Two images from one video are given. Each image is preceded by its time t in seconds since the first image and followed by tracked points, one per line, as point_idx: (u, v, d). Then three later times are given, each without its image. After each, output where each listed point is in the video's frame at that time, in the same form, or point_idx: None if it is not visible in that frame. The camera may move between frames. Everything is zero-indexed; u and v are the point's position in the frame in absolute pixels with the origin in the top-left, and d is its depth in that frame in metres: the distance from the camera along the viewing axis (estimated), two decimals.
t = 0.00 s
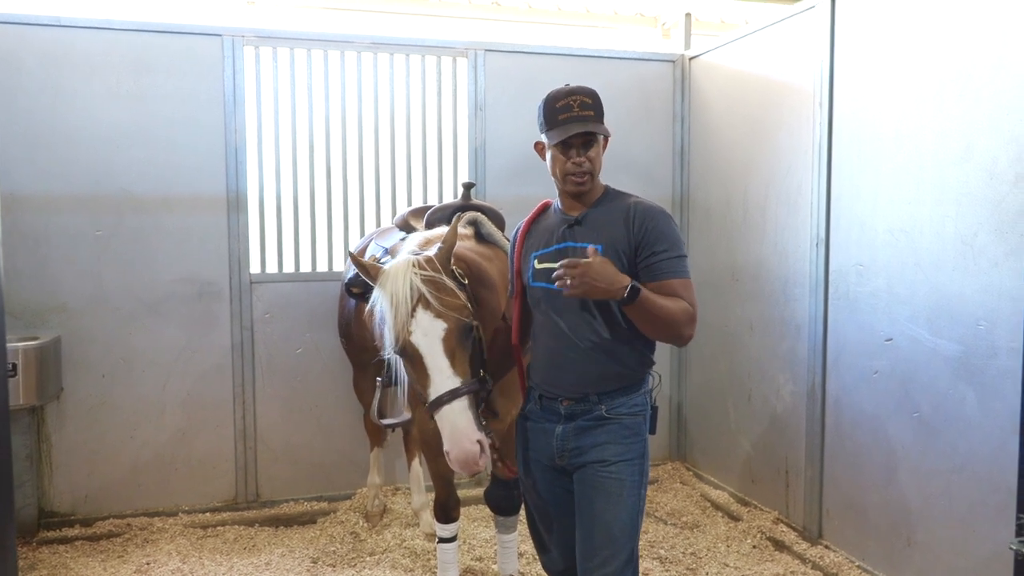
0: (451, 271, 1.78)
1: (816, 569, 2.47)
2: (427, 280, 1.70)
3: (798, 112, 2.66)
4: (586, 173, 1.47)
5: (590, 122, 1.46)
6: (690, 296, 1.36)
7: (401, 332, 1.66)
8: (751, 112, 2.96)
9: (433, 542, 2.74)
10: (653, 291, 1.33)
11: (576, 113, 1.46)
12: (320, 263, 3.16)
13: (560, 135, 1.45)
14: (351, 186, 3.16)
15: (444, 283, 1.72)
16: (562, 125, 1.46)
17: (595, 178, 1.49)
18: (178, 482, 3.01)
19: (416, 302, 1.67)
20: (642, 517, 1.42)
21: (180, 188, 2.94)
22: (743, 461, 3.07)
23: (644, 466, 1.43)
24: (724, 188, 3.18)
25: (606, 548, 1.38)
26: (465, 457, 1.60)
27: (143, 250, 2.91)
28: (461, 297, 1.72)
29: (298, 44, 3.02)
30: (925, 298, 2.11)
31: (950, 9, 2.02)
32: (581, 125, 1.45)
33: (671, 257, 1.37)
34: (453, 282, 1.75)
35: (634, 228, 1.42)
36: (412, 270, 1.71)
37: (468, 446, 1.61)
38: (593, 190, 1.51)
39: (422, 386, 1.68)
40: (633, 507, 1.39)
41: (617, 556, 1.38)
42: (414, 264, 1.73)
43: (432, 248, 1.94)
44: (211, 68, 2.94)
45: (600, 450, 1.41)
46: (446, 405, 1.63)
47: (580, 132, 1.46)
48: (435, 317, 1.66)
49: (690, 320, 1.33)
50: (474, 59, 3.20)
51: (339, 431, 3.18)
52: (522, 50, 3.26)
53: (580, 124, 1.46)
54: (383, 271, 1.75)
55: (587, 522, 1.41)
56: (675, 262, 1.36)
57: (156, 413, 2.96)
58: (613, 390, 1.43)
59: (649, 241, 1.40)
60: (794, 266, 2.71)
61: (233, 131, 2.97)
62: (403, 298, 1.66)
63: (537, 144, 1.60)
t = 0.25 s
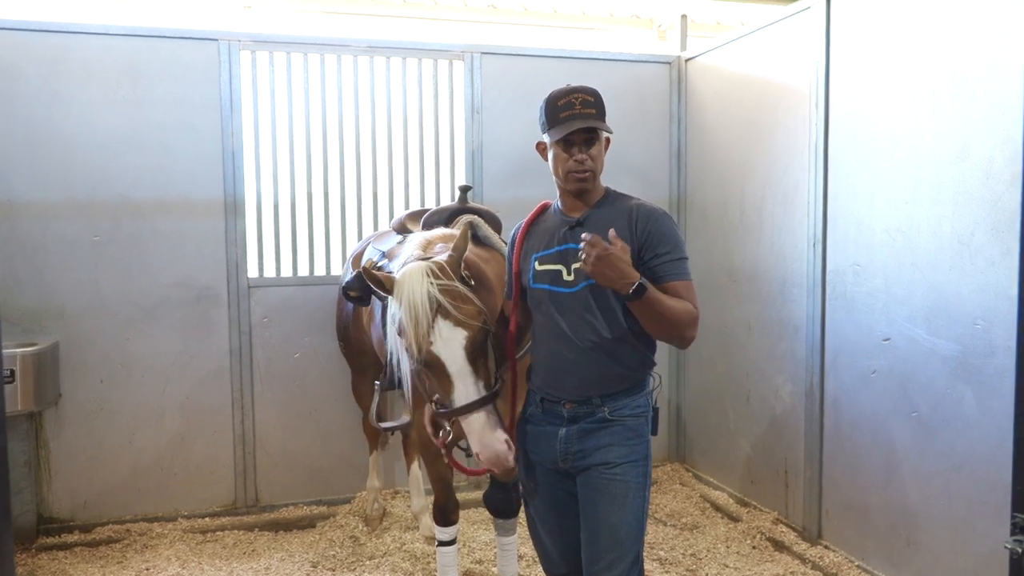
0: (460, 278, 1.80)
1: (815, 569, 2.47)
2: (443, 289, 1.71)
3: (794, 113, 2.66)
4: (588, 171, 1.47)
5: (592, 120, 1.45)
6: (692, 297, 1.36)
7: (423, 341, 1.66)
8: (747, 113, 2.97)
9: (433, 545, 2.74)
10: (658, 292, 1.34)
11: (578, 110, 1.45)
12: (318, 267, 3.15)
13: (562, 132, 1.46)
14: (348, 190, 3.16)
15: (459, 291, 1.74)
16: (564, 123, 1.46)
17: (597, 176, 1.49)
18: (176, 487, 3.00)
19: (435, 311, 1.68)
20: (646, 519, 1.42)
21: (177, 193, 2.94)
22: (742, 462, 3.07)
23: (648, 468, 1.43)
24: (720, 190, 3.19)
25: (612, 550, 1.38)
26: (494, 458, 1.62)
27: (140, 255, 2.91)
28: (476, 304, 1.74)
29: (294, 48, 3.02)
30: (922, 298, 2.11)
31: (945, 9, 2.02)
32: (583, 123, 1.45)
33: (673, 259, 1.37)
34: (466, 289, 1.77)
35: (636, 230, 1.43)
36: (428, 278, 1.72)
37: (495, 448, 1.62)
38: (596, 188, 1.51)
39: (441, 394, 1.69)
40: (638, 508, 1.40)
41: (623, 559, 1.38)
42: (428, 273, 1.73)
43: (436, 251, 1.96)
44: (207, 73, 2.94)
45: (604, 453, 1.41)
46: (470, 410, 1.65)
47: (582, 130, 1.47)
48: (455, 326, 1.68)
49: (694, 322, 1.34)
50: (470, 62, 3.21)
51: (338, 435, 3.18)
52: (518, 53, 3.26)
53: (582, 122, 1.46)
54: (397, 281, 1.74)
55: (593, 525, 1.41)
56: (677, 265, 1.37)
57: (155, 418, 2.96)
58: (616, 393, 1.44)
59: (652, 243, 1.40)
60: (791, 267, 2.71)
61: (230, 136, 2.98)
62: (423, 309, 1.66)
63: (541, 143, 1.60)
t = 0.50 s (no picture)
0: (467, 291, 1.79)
1: (814, 571, 2.47)
2: (450, 307, 1.71)
3: (791, 114, 2.67)
4: (589, 172, 1.47)
5: (593, 122, 1.46)
6: (690, 301, 1.36)
7: (431, 360, 1.67)
8: (744, 115, 2.97)
9: (431, 548, 2.73)
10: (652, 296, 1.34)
11: (580, 113, 1.46)
12: (316, 269, 3.15)
13: (563, 134, 1.46)
14: (346, 192, 3.16)
15: (466, 307, 1.73)
16: (566, 125, 1.46)
17: (597, 178, 1.49)
18: (174, 490, 3.00)
19: (443, 329, 1.68)
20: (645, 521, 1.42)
21: (174, 195, 2.94)
22: (741, 463, 3.07)
23: (647, 470, 1.43)
24: (718, 191, 3.19)
25: (612, 552, 1.38)
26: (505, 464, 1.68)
27: (138, 257, 2.91)
28: (484, 319, 1.73)
29: (292, 50, 3.02)
30: (920, 299, 2.11)
31: (942, 10, 2.02)
32: (585, 125, 1.46)
33: (672, 262, 1.37)
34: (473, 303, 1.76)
35: (636, 233, 1.43)
36: (435, 296, 1.71)
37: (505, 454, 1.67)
38: (596, 190, 1.51)
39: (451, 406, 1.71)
40: (637, 510, 1.40)
41: (622, 560, 1.38)
42: (435, 290, 1.73)
43: (438, 259, 1.93)
44: (205, 75, 2.94)
45: (602, 455, 1.41)
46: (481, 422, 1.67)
47: (583, 132, 1.47)
48: (462, 344, 1.68)
49: (690, 325, 1.34)
50: (468, 64, 3.21)
51: (336, 437, 3.17)
52: (515, 55, 3.27)
53: (584, 124, 1.46)
54: (404, 298, 1.73)
55: (592, 527, 1.41)
56: (676, 268, 1.36)
57: (153, 421, 2.96)
58: (614, 395, 1.44)
59: (651, 246, 1.40)
60: (789, 269, 2.72)
61: (228, 138, 2.97)
62: (431, 327, 1.66)
63: (541, 144, 1.60)
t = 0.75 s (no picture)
0: (466, 303, 1.78)
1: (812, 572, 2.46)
2: (450, 321, 1.70)
3: (790, 116, 2.67)
4: (586, 168, 1.48)
5: (590, 118, 1.46)
6: (689, 305, 1.35)
7: (431, 375, 1.67)
8: (743, 117, 2.97)
9: (429, 549, 2.73)
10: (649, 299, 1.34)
11: (577, 109, 1.46)
12: (314, 269, 3.15)
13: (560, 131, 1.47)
14: (345, 192, 3.16)
15: (465, 322, 1.72)
16: (563, 121, 1.47)
17: (595, 175, 1.49)
18: (171, 490, 2.99)
19: (442, 344, 1.68)
20: (639, 523, 1.42)
21: (173, 195, 2.93)
22: (738, 465, 3.07)
23: (642, 472, 1.43)
24: (717, 193, 3.19)
25: (605, 554, 1.38)
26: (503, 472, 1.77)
27: (136, 257, 2.90)
28: (482, 332, 1.74)
29: (291, 50, 3.02)
30: (918, 301, 2.11)
31: (941, 12, 2.03)
32: (582, 121, 1.46)
33: (670, 266, 1.37)
34: (472, 317, 1.75)
35: (634, 235, 1.43)
36: (435, 310, 1.70)
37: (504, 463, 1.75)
38: (594, 188, 1.51)
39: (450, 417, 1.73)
40: (631, 512, 1.39)
41: (616, 562, 1.38)
42: (434, 304, 1.71)
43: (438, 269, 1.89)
44: (204, 75, 2.94)
45: (597, 456, 1.41)
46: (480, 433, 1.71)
47: (580, 128, 1.48)
48: (462, 359, 1.68)
49: (687, 329, 1.33)
50: (467, 65, 3.21)
51: (334, 438, 3.17)
52: (514, 56, 3.27)
53: (581, 120, 1.47)
54: (404, 312, 1.72)
55: (586, 529, 1.41)
56: (674, 271, 1.36)
57: (150, 421, 2.95)
58: (609, 397, 1.43)
59: (649, 249, 1.40)
60: (787, 270, 2.72)
61: (227, 138, 2.97)
62: (431, 344, 1.66)
63: (541, 143, 1.61)
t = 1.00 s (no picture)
0: (476, 301, 1.79)
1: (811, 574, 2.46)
2: (458, 317, 1.71)
3: (790, 117, 2.67)
4: (582, 168, 1.47)
5: (586, 117, 1.46)
6: (682, 307, 1.36)
7: (435, 367, 1.68)
8: (744, 118, 2.97)
9: (428, 549, 2.73)
10: (638, 300, 1.33)
11: (573, 109, 1.46)
12: (314, 269, 3.15)
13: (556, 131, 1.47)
14: (345, 192, 3.16)
15: (475, 319, 1.73)
16: (559, 121, 1.47)
17: (591, 175, 1.49)
18: (170, 490, 2.99)
19: (449, 338, 1.69)
20: (636, 524, 1.42)
21: (173, 194, 2.93)
22: (738, 466, 3.07)
23: (637, 473, 1.43)
24: (717, 194, 3.19)
25: (602, 556, 1.38)
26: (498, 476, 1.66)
27: (136, 256, 2.90)
28: (490, 331, 1.74)
29: (291, 49, 3.02)
30: (918, 302, 2.11)
31: (942, 14, 2.03)
32: (577, 121, 1.46)
33: (666, 268, 1.37)
34: (481, 315, 1.76)
35: (631, 237, 1.43)
36: (445, 305, 1.72)
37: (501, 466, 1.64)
38: (591, 188, 1.51)
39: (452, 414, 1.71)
40: (627, 513, 1.39)
41: (612, 564, 1.37)
42: (445, 299, 1.73)
43: (449, 266, 1.91)
44: (204, 74, 2.94)
45: (592, 458, 1.41)
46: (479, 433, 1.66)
47: (576, 128, 1.48)
48: (467, 355, 1.68)
49: (681, 331, 1.33)
50: (467, 65, 3.20)
51: (333, 437, 3.17)
52: (515, 57, 3.26)
53: (577, 120, 1.46)
54: (415, 304, 1.75)
55: (582, 530, 1.40)
56: (669, 274, 1.36)
57: (149, 421, 2.95)
58: (605, 398, 1.43)
59: (645, 251, 1.40)
60: (787, 272, 2.72)
61: (227, 137, 2.97)
62: (438, 335, 1.67)
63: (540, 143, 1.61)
